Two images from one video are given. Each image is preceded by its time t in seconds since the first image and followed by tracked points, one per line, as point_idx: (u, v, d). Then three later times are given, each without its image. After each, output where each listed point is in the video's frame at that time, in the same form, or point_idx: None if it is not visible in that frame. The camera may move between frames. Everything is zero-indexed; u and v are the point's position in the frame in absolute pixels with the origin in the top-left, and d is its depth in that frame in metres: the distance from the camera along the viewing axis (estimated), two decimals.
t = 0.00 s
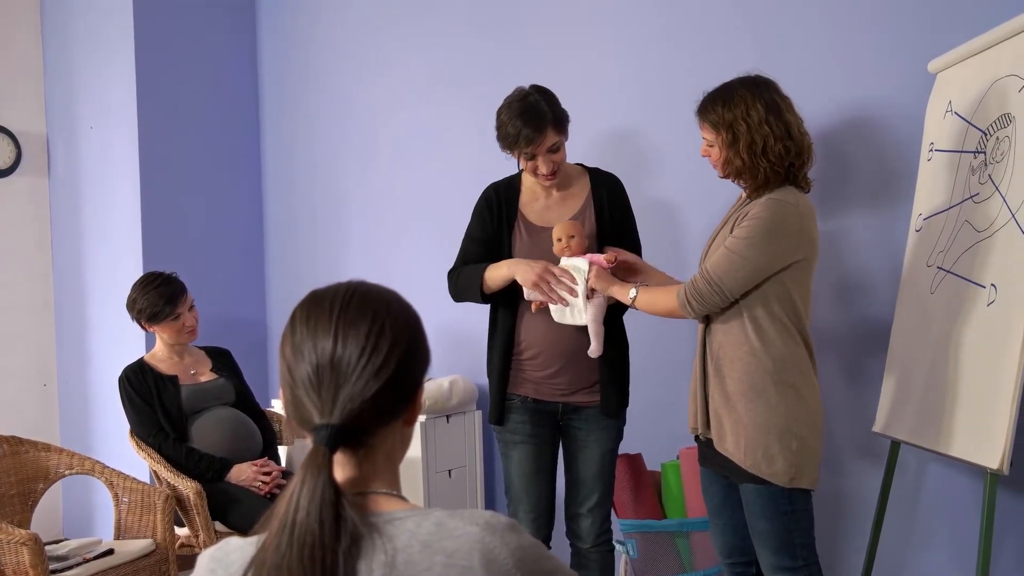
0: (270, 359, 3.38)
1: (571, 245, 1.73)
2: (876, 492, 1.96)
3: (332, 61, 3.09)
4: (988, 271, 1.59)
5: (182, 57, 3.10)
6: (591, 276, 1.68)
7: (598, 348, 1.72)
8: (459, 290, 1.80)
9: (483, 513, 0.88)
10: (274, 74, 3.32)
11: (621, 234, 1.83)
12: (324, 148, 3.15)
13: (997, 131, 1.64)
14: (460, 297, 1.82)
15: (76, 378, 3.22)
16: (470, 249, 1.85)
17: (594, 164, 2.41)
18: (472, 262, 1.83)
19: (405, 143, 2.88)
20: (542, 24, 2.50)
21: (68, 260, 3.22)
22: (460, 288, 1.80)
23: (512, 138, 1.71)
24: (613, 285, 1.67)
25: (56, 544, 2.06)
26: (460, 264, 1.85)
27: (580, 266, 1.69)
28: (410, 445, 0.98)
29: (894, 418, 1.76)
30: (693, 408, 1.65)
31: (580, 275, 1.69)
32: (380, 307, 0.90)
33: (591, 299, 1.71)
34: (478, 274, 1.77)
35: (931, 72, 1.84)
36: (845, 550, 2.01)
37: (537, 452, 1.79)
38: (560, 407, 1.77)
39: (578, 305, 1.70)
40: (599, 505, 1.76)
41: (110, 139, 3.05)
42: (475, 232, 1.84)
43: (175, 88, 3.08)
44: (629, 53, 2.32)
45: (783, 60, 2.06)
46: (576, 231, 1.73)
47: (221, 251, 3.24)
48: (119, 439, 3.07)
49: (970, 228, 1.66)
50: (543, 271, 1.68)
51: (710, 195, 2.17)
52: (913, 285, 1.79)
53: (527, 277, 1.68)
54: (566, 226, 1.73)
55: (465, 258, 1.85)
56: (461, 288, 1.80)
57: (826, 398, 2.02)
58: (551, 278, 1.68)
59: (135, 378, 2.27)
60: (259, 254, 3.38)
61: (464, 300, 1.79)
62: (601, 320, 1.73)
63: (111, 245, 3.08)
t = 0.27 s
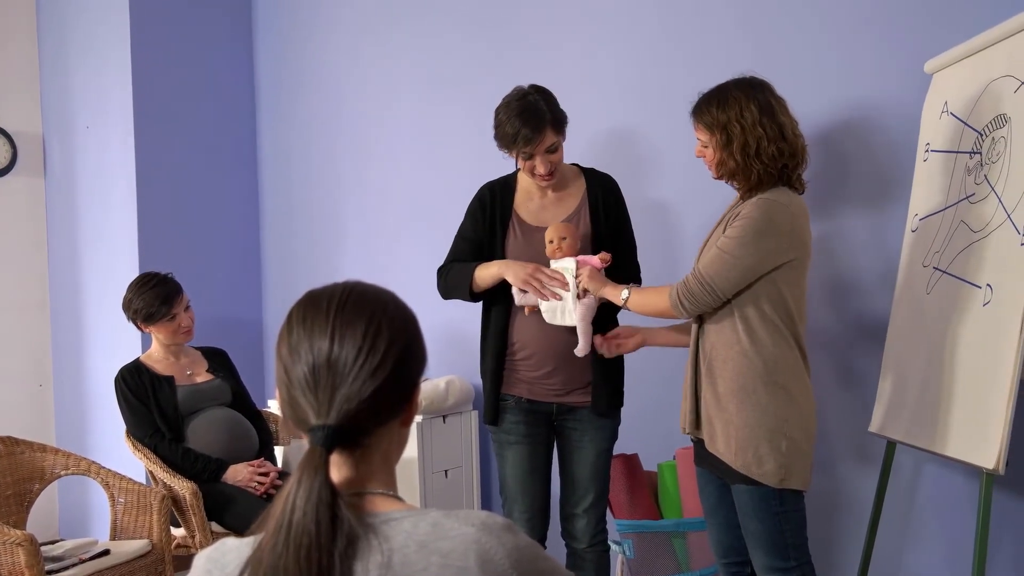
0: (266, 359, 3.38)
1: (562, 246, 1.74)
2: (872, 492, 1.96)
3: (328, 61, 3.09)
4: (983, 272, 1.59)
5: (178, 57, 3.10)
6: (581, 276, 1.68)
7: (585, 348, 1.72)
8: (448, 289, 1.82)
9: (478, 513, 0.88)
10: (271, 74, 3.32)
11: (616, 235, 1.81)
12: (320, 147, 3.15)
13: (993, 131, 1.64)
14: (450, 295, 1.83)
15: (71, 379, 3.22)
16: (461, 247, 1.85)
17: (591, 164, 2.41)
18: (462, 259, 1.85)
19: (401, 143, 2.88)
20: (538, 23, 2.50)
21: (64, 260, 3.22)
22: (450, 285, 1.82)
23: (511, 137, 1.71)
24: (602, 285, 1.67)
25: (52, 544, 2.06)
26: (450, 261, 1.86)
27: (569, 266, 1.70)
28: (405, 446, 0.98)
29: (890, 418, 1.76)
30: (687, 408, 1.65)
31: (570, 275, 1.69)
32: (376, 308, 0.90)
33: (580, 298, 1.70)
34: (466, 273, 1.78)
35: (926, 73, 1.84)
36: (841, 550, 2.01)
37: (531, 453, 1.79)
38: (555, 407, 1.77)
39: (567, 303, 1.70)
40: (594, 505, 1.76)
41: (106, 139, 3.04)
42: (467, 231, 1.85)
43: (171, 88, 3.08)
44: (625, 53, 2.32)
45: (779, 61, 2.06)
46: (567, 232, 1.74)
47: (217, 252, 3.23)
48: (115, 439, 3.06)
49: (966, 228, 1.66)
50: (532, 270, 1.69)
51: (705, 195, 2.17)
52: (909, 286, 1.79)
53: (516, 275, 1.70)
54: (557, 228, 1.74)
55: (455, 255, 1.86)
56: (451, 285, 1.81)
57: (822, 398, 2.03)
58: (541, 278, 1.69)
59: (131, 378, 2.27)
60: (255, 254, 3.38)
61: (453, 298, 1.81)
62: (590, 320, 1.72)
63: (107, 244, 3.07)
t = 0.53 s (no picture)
0: (262, 359, 3.38)
1: (559, 252, 1.75)
2: (867, 492, 1.96)
3: (323, 62, 3.09)
4: (978, 271, 1.59)
5: (174, 57, 3.10)
6: (578, 280, 1.69)
7: (581, 353, 1.71)
8: (440, 290, 1.81)
9: (474, 513, 0.88)
10: (266, 74, 3.31)
11: (609, 233, 1.82)
12: (316, 148, 3.14)
13: (987, 132, 1.64)
14: (442, 295, 1.82)
15: (67, 379, 3.21)
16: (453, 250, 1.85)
17: (586, 165, 2.41)
18: (454, 260, 1.84)
19: (397, 144, 2.88)
20: (532, 23, 2.50)
21: (59, 260, 3.22)
22: (442, 287, 1.81)
23: (508, 138, 1.70)
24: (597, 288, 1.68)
25: (47, 545, 2.06)
26: (441, 260, 1.85)
27: (565, 271, 1.71)
28: (401, 446, 0.98)
29: (886, 418, 1.77)
30: (683, 408, 1.65)
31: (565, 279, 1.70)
32: (371, 308, 0.90)
33: (575, 301, 1.69)
34: (460, 276, 1.77)
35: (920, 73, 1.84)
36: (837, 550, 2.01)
37: (526, 453, 1.79)
38: (549, 407, 1.77)
39: (563, 306, 1.68)
40: (589, 505, 1.76)
41: (102, 139, 3.04)
42: (460, 231, 1.85)
43: (167, 88, 3.07)
44: (620, 53, 2.32)
45: (774, 62, 2.07)
46: (564, 238, 1.75)
47: (212, 252, 3.23)
48: (111, 440, 3.06)
49: (961, 228, 1.67)
50: (526, 273, 1.71)
51: (700, 196, 2.18)
52: (904, 286, 1.80)
53: (509, 276, 1.71)
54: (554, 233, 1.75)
55: (447, 255, 1.86)
56: (443, 286, 1.81)
57: (817, 399, 2.03)
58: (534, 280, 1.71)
59: (126, 379, 2.26)
60: (251, 254, 3.38)
61: (446, 299, 1.80)
62: (586, 325, 1.71)
63: (102, 245, 3.07)
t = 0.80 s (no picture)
0: (258, 359, 3.37)
1: (548, 249, 1.75)
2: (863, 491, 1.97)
3: (319, 61, 3.09)
4: (973, 272, 1.60)
5: (170, 57, 3.10)
6: (577, 276, 1.69)
7: (583, 349, 1.72)
8: (444, 296, 1.80)
9: (470, 513, 0.88)
10: (262, 74, 3.31)
11: (600, 231, 1.83)
12: (312, 148, 3.14)
13: (983, 132, 1.65)
14: (447, 302, 1.82)
15: (62, 380, 3.21)
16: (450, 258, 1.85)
17: (582, 165, 2.41)
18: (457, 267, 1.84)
19: (393, 143, 2.87)
20: (528, 23, 2.50)
21: (54, 260, 3.21)
22: (447, 293, 1.80)
23: (502, 137, 1.70)
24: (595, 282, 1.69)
25: (41, 546, 2.05)
26: (441, 269, 1.85)
27: (561, 267, 1.71)
28: (397, 446, 0.97)
29: (881, 418, 1.77)
30: (679, 408, 1.65)
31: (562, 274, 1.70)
32: (367, 308, 0.90)
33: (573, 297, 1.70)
34: (464, 282, 1.77)
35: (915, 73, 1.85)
36: (832, 550, 2.02)
37: (521, 453, 1.79)
38: (544, 407, 1.77)
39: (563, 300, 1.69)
40: (584, 504, 1.76)
41: (97, 139, 3.04)
42: (455, 236, 1.85)
43: (163, 88, 3.07)
44: (615, 54, 2.33)
45: (769, 62, 2.07)
46: (550, 234, 1.75)
47: (208, 252, 3.23)
48: (106, 440, 3.05)
49: (956, 229, 1.67)
50: (524, 272, 1.70)
51: (696, 196, 2.18)
52: (900, 286, 1.80)
53: (509, 276, 1.71)
54: (540, 231, 1.75)
55: (447, 262, 1.86)
56: (448, 293, 1.80)
57: (813, 399, 2.03)
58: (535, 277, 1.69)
59: (122, 379, 2.26)
60: (247, 254, 3.37)
61: (451, 305, 1.80)
62: (586, 321, 1.72)
63: (97, 245, 3.06)
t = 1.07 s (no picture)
0: (255, 360, 3.37)
1: (551, 239, 1.75)
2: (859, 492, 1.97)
3: (316, 62, 3.09)
4: (969, 272, 1.60)
5: (166, 57, 3.09)
6: (579, 269, 1.68)
7: (582, 341, 1.72)
8: (442, 292, 1.79)
9: (467, 514, 0.88)
10: (259, 74, 3.31)
11: (594, 231, 1.84)
12: (309, 148, 3.14)
13: (979, 133, 1.65)
14: (444, 298, 1.81)
15: (58, 380, 3.20)
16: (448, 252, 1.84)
17: (579, 165, 2.41)
18: (454, 262, 1.83)
19: (389, 144, 2.87)
20: (524, 23, 2.50)
21: (51, 260, 3.21)
22: (445, 289, 1.79)
23: (497, 135, 1.70)
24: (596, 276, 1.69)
25: (37, 546, 2.05)
26: (439, 266, 1.84)
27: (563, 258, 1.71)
28: (394, 446, 0.97)
29: (878, 418, 1.77)
30: (676, 408, 1.65)
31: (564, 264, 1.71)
32: (364, 309, 0.90)
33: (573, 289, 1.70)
34: (464, 276, 1.76)
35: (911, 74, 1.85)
36: (829, 550, 2.02)
37: (516, 453, 1.79)
38: (540, 408, 1.78)
39: (563, 292, 1.70)
40: (580, 503, 1.76)
41: (94, 139, 3.03)
42: (450, 233, 1.84)
43: (160, 88, 3.07)
44: (611, 55, 2.33)
45: (765, 63, 2.07)
46: (555, 225, 1.76)
47: (205, 252, 3.22)
48: (102, 441, 3.05)
49: (952, 229, 1.67)
50: (524, 261, 1.70)
51: (692, 197, 2.18)
52: (896, 286, 1.80)
53: (507, 267, 1.70)
54: (546, 221, 1.75)
55: (444, 257, 1.85)
56: (445, 288, 1.79)
57: (809, 399, 2.03)
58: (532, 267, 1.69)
59: (118, 379, 2.26)
60: (243, 255, 3.37)
61: (449, 301, 1.79)
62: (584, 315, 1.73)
63: (94, 245, 3.06)
